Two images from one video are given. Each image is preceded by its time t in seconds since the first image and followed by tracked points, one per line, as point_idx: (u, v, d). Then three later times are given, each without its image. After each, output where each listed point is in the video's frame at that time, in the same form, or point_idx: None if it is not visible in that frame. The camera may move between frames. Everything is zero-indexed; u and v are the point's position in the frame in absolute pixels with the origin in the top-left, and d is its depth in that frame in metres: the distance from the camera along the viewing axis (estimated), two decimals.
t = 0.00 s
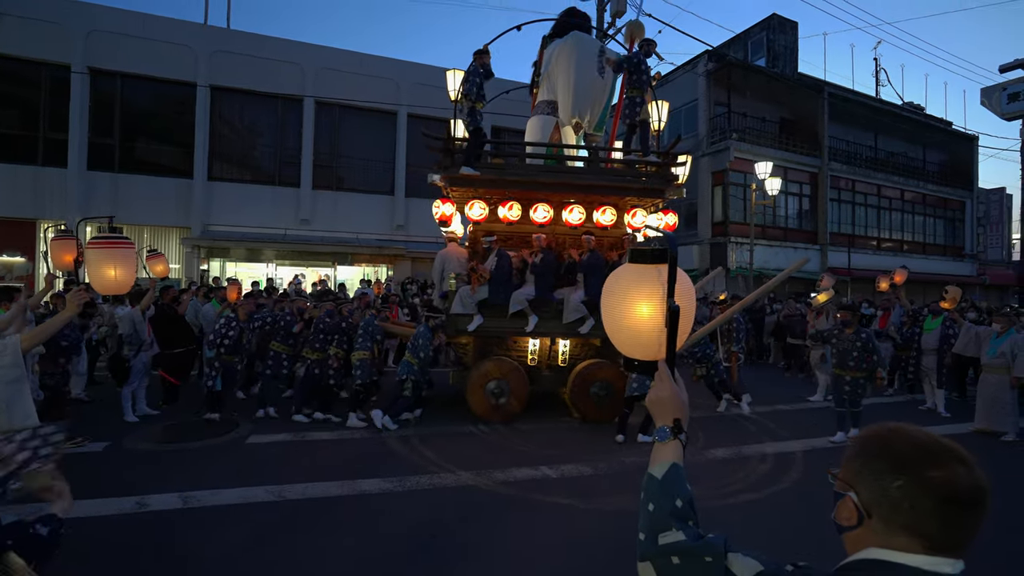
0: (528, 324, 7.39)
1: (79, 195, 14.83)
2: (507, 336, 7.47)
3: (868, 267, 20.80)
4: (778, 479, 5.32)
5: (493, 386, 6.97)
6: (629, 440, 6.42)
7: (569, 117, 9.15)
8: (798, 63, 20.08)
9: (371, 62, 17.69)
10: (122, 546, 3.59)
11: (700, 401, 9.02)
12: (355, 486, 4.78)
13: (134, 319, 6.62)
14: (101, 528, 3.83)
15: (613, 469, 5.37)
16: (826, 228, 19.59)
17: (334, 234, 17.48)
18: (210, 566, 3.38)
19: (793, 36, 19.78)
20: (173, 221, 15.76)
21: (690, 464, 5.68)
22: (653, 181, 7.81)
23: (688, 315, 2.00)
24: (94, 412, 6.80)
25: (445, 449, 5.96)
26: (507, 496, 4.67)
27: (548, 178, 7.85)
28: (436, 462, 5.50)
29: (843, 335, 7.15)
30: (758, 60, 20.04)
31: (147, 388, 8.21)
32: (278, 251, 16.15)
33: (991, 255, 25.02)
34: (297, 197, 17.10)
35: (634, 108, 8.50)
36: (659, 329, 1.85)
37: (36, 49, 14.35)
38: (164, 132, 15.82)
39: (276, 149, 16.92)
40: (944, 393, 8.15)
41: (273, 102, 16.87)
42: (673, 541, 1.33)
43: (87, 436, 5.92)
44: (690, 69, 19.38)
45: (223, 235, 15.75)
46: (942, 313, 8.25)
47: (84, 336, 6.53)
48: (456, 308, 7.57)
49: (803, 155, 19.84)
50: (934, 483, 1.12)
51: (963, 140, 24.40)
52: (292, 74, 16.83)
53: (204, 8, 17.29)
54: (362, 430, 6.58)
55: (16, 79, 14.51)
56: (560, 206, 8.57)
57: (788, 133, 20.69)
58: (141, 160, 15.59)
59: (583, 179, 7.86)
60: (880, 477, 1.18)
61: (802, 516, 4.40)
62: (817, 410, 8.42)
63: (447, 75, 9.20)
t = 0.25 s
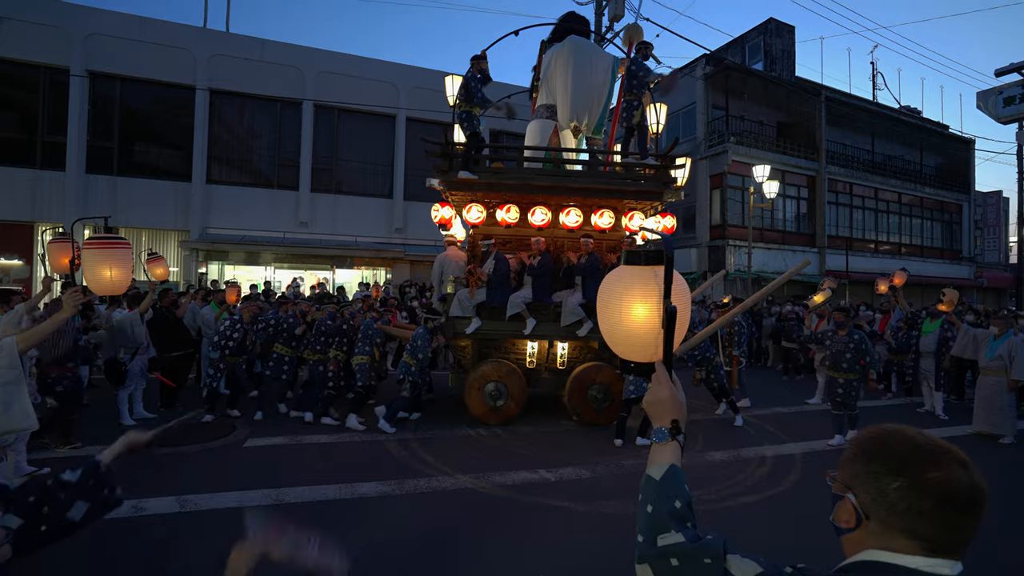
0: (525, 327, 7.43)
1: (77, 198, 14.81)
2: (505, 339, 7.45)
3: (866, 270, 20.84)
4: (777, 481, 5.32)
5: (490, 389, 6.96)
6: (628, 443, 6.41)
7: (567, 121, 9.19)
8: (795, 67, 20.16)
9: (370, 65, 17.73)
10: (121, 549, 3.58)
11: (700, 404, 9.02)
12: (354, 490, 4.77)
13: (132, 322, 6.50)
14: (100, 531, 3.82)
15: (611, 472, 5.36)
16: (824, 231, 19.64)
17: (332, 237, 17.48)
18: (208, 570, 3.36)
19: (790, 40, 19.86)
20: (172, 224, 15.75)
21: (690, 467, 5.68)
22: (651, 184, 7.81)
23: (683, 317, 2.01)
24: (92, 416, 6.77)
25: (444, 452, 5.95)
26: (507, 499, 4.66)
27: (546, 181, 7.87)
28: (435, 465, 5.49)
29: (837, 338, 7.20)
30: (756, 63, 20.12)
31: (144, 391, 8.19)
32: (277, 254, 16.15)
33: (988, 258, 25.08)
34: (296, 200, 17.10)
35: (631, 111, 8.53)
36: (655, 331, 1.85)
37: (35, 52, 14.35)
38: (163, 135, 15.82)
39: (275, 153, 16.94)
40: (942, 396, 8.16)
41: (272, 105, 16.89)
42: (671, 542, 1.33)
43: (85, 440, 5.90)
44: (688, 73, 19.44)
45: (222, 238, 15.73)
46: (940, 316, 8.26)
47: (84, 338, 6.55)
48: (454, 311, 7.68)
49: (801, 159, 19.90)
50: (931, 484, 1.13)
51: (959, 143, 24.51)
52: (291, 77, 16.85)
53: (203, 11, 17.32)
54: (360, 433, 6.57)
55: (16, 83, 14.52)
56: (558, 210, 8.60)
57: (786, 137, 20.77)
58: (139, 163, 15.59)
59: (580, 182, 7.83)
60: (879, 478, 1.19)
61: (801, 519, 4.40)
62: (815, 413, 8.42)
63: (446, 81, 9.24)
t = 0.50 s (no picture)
0: (524, 329, 7.41)
1: (76, 201, 14.79)
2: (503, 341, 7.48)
3: (864, 273, 20.89)
4: (776, 484, 5.31)
5: (488, 391, 6.98)
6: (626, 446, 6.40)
7: (566, 124, 9.20)
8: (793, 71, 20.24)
9: (369, 68, 17.77)
10: (119, 553, 3.57)
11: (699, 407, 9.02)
12: (352, 493, 4.76)
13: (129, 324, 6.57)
14: (98, 535, 3.80)
15: (610, 475, 5.36)
16: (822, 234, 19.68)
17: (331, 240, 17.48)
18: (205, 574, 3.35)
19: (788, 44, 19.93)
20: (171, 227, 15.74)
21: (689, 470, 5.67)
22: (649, 187, 7.81)
23: (687, 316, 2.01)
24: (90, 419, 6.75)
25: (442, 455, 5.93)
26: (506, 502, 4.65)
27: (544, 184, 7.88)
28: (433, 468, 5.47)
29: (831, 340, 7.21)
30: (754, 67, 20.19)
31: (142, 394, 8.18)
32: (275, 257, 16.15)
33: (986, 260, 25.15)
34: (295, 203, 17.10)
35: (629, 114, 8.54)
36: (659, 332, 1.85)
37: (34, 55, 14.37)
38: (162, 138, 15.82)
39: (274, 156, 16.95)
40: (941, 398, 8.16)
41: (271, 109, 16.91)
42: (673, 543, 1.33)
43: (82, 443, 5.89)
44: (686, 77, 19.49)
45: (221, 240, 15.73)
46: (939, 319, 8.26)
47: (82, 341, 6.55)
48: (453, 313, 7.73)
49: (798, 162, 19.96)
50: (933, 486, 1.13)
51: (956, 146, 24.60)
52: (290, 81, 16.88)
53: (202, 15, 17.36)
54: (359, 437, 6.55)
55: (14, 86, 14.52)
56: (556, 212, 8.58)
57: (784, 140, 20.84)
58: (138, 166, 15.58)
59: (577, 185, 7.90)
60: (881, 480, 1.18)
61: (800, 522, 4.39)
62: (814, 416, 8.43)
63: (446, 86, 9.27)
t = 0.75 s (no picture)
0: (522, 331, 7.42)
1: (74, 203, 14.78)
2: (501, 344, 7.51)
3: (863, 276, 20.92)
4: (775, 487, 5.30)
5: (487, 392, 6.99)
6: (625, 448, 6.40)
7: (564, 127, 9.20)
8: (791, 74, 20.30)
9: (368, 71, 17.80)
10: (116, 557, 3.55)
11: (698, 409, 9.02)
12: (351, 495, 4.75)
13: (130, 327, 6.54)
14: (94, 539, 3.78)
15: (609, 477, 5.35)
16: (820, 237, 19.72)
17: (330, 243, 17.48)
18: None
19: (786, 48, 20.01)
20: (169, 229, 15.73)
21: (688, 472, 5.66)
22: (647, 189, 7.79)
23: (688, 316, 2.02)
24: (88, 422, 6.72)
25: (441, 457, 5.92)
26: (504, 505, 4.64)
27: (542, 187, 7.92)
28: (431, 471, 5.47)
29: (830, 343, 7.23)
30: (752, 70, 20.26)
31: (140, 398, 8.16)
32: (274, 260, 16.14)
33: (983, 263, 25.22)
34: (294, 206, 17.10)
35: (627, 117, 8.56)
36: (660, 333, 1.85)
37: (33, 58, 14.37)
38: (161, 141, 15.83)
39: (272, 159, 16.96)
40: (939, 401, 8.17)
41: (271, 111, 16.93)
42: (673, 546, 1.33)
43: (80, 445, 5.88)
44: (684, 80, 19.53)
45: (219, 243, 15.73)
46: (937, 321, 8.27)
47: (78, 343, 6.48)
48: (452, 315, 7.71)
49: (797, 165, 20.02)
50: (935, 488, 1.13)
51: (954, 149, 24.67)
52: (289, 83, 16.89)
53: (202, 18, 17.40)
54: (358, 439, 6.53)
55: (13, 88, 14.52)
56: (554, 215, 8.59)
57: (782, 143, 20.90)
58: (137, 169, 15.58)
59: (574, 188, 7.94)
60: (883, 483, 1.18)
61: (798, 524, 4.38)
62: (813, 418, 8.43)
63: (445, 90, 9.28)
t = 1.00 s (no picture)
0: (521, 333, 7.42)
1: (73, 206, 14.77)
2: (500, 346, 7.53)
3: (861, 278, 20.95)
4: (774, 489, 5.29)
5: (487, 394, 6.99)
6: (625, 451, 6.39)
7: (564, 130, 9.22)
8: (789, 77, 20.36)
9: (367, 74, 17.82)
10: (113, 560, 3.54)
11: (698, 412, 9.01)
12: (350, 498, 4.73)
13: (128, 329, 6.50)
14: (92, 541, 3.77)
15: (608, 480, 5.34)
16: (819, 239, 19.74)
17: (329, 245, 17.47)
18: None
19: (784, 51, 20.07)
20: (168, 232, 15.71)
21: (687, 474, 5.66)
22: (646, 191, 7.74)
23: (683, 320, 2.02)
24: (87, 425, 6.70)
25: (440, 460, 5.91)
26: (503, 507, 4.63)
27: (540, 190, 7.93)
28: (430, 473, 5.45)
29: (831, 345, 7.18)
30: (751, 73, 20.32)
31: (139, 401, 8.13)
32: (273, 262, 16.13)
33: (982, 266, 25.25)
34: (293, 208, 17.10)
35: (626, 120, 8.56)
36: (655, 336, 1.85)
37: (32, 60, 14.38)
38: (159, 143, 15.83)
39: (271, 161, 16.97)
40: (938, 403, 8.16)
41: (270, 114, 16.94)
42: (671, 547, 1.32)
43: (77, 448, 5.86)
44: (683, 83, 19.58)
45: (218, 245, 15.71)
46: (935, 324, 8.27)
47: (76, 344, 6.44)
48: (451, 317, 7.75)
49: (795, 167, 20.06)
50: (933, 490, 1.12)
51: (951, 152, 24.74)
52: (288, 86, 16.91)
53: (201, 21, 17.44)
54: (357, 442, 6.52)
55: (12, 91, 14.52)
56: (553, 218, 8.60)
57: (780, 146, 20.94)
58: (136, 171, 15.58)
59: (571, 190, 7.95)
60: (879, 484, 1.18)
61: (797, 527, 4.37)
62: (812, 421, 8.42)
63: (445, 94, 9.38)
